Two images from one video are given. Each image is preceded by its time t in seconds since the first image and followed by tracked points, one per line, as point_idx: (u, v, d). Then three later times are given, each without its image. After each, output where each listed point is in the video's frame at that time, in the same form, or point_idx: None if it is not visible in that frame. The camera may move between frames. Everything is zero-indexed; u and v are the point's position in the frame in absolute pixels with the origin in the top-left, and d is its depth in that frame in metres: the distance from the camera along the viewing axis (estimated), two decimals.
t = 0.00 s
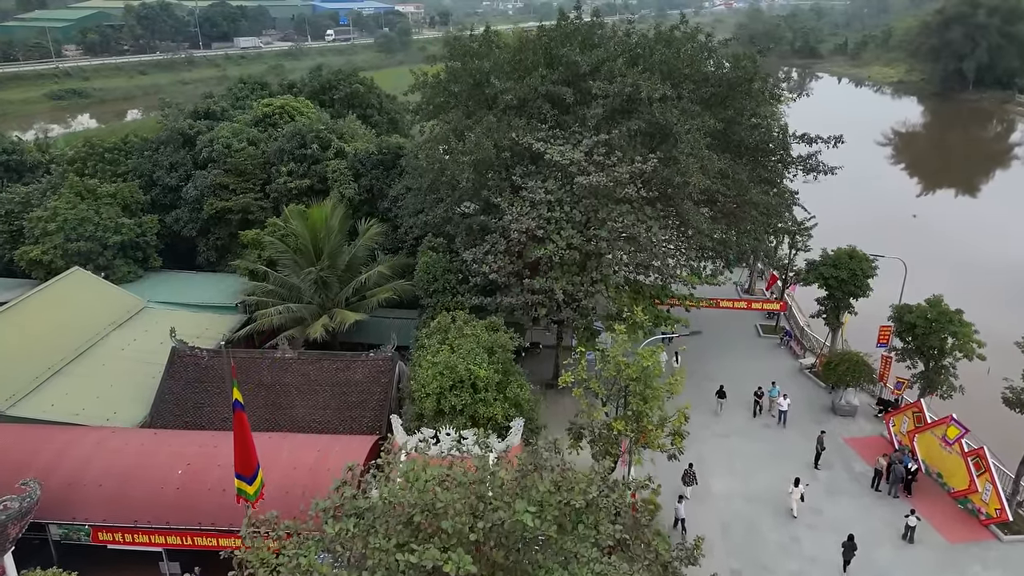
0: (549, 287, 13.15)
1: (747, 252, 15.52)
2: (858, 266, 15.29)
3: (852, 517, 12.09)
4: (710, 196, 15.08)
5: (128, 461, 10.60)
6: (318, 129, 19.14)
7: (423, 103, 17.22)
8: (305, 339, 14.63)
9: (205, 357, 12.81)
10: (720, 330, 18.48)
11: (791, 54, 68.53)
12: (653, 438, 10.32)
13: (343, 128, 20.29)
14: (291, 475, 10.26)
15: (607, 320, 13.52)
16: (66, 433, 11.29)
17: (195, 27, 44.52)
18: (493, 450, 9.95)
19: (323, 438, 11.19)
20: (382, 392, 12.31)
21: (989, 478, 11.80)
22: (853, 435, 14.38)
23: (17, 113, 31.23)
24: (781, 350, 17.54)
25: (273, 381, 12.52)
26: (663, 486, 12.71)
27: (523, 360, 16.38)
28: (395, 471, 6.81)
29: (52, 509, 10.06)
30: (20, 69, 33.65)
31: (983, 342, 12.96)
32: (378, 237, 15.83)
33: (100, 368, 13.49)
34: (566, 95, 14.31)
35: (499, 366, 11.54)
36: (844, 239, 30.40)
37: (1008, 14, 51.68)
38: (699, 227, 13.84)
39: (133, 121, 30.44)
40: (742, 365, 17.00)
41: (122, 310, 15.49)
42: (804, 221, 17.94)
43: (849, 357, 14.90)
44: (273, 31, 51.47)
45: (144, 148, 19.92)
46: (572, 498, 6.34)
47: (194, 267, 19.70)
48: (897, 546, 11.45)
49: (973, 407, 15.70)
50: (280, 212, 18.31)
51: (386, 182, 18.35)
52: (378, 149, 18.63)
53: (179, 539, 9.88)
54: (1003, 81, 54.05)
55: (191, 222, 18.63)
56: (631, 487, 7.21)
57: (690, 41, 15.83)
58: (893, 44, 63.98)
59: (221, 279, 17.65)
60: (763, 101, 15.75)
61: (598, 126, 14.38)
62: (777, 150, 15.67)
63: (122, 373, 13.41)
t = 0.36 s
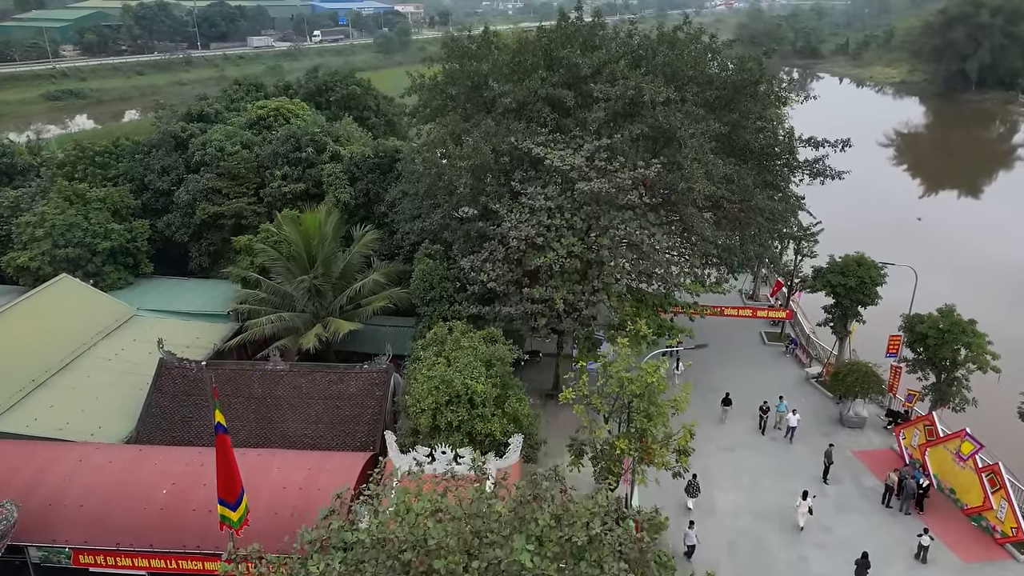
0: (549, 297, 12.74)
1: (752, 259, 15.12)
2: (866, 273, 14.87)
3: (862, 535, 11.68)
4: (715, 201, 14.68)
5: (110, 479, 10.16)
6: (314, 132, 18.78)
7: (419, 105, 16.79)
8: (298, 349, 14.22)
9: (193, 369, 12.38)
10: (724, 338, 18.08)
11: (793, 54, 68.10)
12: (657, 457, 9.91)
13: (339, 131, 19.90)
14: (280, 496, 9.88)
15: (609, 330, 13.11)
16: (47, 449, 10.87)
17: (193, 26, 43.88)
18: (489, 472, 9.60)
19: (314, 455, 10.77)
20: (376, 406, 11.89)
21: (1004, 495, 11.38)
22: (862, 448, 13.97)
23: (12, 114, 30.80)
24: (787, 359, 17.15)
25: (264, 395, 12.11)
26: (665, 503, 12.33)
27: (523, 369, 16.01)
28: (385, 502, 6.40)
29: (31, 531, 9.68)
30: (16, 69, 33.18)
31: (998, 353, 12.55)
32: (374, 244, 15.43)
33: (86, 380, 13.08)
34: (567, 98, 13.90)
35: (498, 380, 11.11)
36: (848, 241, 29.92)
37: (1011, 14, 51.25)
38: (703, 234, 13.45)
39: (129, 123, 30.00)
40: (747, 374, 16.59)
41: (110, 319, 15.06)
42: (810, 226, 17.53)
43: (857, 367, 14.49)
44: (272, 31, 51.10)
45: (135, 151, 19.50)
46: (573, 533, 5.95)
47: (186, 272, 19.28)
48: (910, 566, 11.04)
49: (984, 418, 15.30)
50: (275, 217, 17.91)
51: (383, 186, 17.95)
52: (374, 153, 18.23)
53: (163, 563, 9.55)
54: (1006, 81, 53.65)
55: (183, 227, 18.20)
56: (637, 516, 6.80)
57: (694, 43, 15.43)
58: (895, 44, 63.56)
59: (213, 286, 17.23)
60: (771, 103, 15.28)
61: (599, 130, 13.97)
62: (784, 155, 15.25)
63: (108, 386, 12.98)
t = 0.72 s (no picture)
0: (549, 307, 12.31)
1: (758, 266, 14.68)
2: (876, 282, 14.43)
3: (875, 556, 11.26)
4: (720, 208, 14.25)
5: (91, 500, 9.76)
6: (309, 135, 18.39)
7: (415, 108, 16.36)
8: (290, 360, 13.80)
9: (181, 382, 11.97)
10: (729, 346, 17.65)
11: (795, 54, 67.69)
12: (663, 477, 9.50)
13: (334, 134, 19.48)
14: (268, 519, 9.44)
15: (612, 342, 12.70)
16: (27, 468, 10.44)
17: (191, 27, 43.37)
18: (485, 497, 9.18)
19: (305, 474, 10.36)
20: (370, 421, 11.48)
21: (1022, 515, 10.96)
22: (872, 462, 13.55)
23: (8, 116, 30.34)
24: (793, 368, 16.72)
25: (253, 409, 11.68)
26: (670, 521, 11.90)
27: (522, 378, 15.60)
28: (376, 538, 5.98)
29: (7, 555, 9.26)
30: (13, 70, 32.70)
31: (1014, 366, 12.12)
32: (369, 251, 15.00)
33: (70, 393, 12.64)
34: (568, 101, 13.46)
35: (496, 396, 10.66)
36: (852, 244, 29.45)
37: (1015, 14, 50.81)
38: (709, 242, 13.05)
39: (125, 125, 29.58)
40: (752, 384, 16.16)
41: (98, 329, 14.65)
42: (816, 231, 17.07)
43: (867, 379, 14.06)
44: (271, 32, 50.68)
45: (126, 155, 19.06)
46: None
47: (178, 278, 18.83)
48: None
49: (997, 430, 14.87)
50: (268, 222, 17.49)
51: (379, 190, 17.53)
52: (371, 157, 17.83)
53: None
54: (1010, 82, 53.19)
55: (175, 233, 17.76)
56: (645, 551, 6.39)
57: (698, 44, 15.01)
58: (897, 45, 63.14)
59: (205, 293, 16.81)
60: (776, 106, 14.87)
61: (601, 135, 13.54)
62: (790, 160, 14.83)
63: (93, 399, 12.56)
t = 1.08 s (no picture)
0: (549, 319, 11.88)
1: (765, 275, 14.25)
2: (886, 291, 14.01)
3: None
4: (726, 215, 13.82)
5: (70, 526, 9.39)
6: (303, 139, 18.07)
7: (412, 112, 15.92)
8: (281, 373, 13.38)
9: (167, 398, 11.55)
10: (734, 355, 17.24)
11: (796, 55, 67.30)
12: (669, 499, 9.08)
13: (330, 137, 19.07)
14: (254, 545, 9.03)
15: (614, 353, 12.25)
16: (5, 489, 10.02)
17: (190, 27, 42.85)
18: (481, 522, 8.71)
19: (294, 495, 9.93)
20: (363, 437, 11.04)
21: None
22: (883, 478, 13.12)
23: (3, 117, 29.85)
24: (800, 379, 16.31)
25: (242, 426, 11.24)
26: (674, 542, 11.46)
27: (522, 389, 15.18)
28: None
29: None
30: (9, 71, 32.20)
31: None
32: (364, 259, 14.59)
33: (54, 407, 12.23)
34: (568, 105, 13.03)
35: (494, 413, 10.23)
36: (855, 247, 29.02)
37: (1019, 14, 50.39)
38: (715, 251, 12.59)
39: (121, 126, 29.13)
40: (758, 395, 15.74)
41: (85, 339, 14.22)
42: (824, 238, 16.64)
43: (877, 392, 13.64)
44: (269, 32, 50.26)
45: (116, 159, 18.66)
46: None
47: (170, 286, 18.38)
48: None
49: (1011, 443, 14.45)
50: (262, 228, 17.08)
51: (375, 196, 17.12)
52: (367, 161, 17.49)
53: None
54: (1013, 83, 52.77)
55: (166, 239, 17.33)
56: None
57: (702, 46, 14.60)
58: (899, 45, 62.76)
59: (197, 301, 16.38)
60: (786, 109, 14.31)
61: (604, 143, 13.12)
62: (796, 166, 14.34)
63: (77, 414, 12.14)
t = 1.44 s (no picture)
0: (549, 331, 11.46)
1: (771, 284, 13.82)
2: (896, 301, 13.59)
3: None
4: (732, 223, 13.40)
5: (47, 552, 9.08)
6: (297, 143, 17.68)
7: (408, 116, 15.50)
8: (273, 386, 12.97)
9: (153, 414, 11.15)
10: (738, 365, 16.82)
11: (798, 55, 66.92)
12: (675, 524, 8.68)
13: (325, 141, 18.67)
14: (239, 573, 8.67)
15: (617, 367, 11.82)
16: None
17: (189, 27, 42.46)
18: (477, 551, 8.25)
19: (283, 519, 9.55)
20: (356, 456, 10.63)
21: None
22: (894, 495, 12.70)
23: None
24: (807, 390, 15.89)
25: (230, 444, 10.83)
26: (680, 564, 11.04)
27: (522, 401, 14.76)
28: None
29: None
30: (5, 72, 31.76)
31: None
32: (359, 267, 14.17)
33: (36, 423, 11.83)
34: (569, 110, 12.60)
35: (492, 432, 9.80)
36: (859, 251, 28.57)
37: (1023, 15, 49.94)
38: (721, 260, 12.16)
39: (117, 128, 28.74)
40: (764, 407, 15.32)
41: (71, 349, 13.82)
42: (831, 245, 16.22)
43: (888, 405, 13.22)
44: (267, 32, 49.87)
45: (106, 163, 18.27)
46: None
47: (162, 294, 17.94)
48: None
49: None
50: (255, 235, 16.67)
51: (371, 201, 16.72)
52: (363, 166, 17.11)
53: None
54: (1016, 84, 52.33)
55: (156, 246, 16.91)
56: None
57: (707, 48, 14.18)
58: (901, 45, 62.32)
59: (188, 309, 15.96)
60: (796, 113, 13.83)
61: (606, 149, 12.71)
62: (804, 172, 13.93)
63: (61, 430, 11.74)
